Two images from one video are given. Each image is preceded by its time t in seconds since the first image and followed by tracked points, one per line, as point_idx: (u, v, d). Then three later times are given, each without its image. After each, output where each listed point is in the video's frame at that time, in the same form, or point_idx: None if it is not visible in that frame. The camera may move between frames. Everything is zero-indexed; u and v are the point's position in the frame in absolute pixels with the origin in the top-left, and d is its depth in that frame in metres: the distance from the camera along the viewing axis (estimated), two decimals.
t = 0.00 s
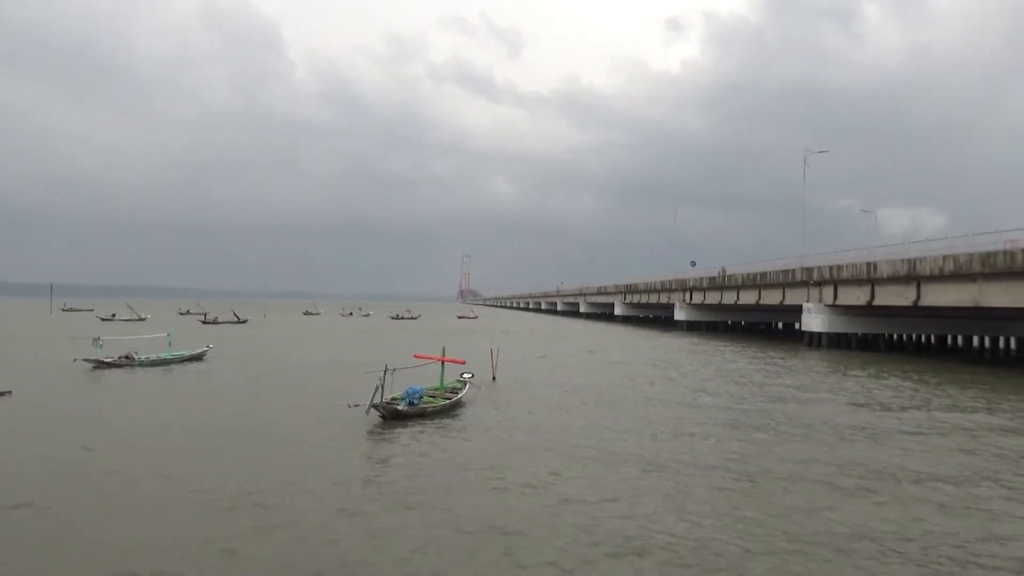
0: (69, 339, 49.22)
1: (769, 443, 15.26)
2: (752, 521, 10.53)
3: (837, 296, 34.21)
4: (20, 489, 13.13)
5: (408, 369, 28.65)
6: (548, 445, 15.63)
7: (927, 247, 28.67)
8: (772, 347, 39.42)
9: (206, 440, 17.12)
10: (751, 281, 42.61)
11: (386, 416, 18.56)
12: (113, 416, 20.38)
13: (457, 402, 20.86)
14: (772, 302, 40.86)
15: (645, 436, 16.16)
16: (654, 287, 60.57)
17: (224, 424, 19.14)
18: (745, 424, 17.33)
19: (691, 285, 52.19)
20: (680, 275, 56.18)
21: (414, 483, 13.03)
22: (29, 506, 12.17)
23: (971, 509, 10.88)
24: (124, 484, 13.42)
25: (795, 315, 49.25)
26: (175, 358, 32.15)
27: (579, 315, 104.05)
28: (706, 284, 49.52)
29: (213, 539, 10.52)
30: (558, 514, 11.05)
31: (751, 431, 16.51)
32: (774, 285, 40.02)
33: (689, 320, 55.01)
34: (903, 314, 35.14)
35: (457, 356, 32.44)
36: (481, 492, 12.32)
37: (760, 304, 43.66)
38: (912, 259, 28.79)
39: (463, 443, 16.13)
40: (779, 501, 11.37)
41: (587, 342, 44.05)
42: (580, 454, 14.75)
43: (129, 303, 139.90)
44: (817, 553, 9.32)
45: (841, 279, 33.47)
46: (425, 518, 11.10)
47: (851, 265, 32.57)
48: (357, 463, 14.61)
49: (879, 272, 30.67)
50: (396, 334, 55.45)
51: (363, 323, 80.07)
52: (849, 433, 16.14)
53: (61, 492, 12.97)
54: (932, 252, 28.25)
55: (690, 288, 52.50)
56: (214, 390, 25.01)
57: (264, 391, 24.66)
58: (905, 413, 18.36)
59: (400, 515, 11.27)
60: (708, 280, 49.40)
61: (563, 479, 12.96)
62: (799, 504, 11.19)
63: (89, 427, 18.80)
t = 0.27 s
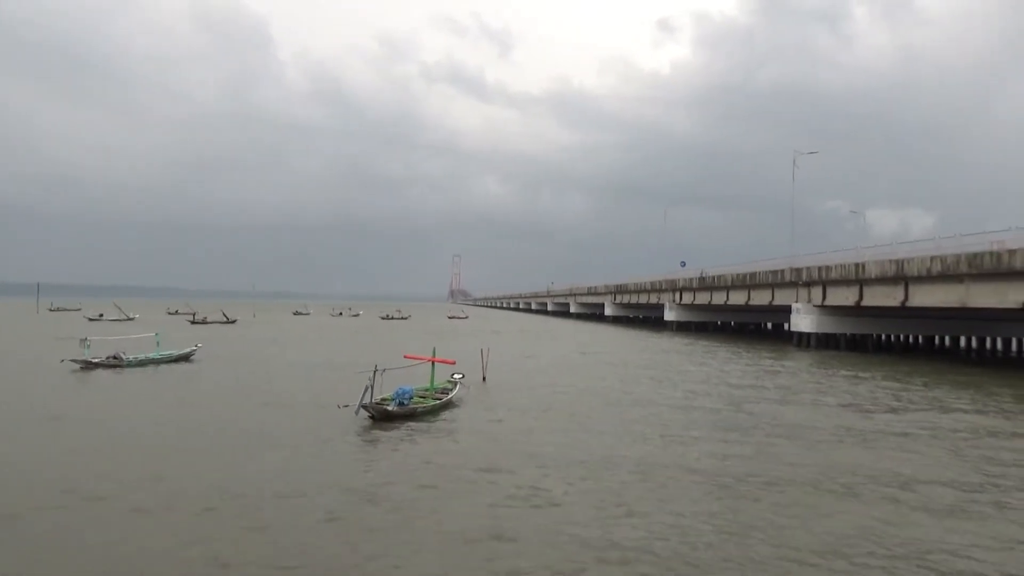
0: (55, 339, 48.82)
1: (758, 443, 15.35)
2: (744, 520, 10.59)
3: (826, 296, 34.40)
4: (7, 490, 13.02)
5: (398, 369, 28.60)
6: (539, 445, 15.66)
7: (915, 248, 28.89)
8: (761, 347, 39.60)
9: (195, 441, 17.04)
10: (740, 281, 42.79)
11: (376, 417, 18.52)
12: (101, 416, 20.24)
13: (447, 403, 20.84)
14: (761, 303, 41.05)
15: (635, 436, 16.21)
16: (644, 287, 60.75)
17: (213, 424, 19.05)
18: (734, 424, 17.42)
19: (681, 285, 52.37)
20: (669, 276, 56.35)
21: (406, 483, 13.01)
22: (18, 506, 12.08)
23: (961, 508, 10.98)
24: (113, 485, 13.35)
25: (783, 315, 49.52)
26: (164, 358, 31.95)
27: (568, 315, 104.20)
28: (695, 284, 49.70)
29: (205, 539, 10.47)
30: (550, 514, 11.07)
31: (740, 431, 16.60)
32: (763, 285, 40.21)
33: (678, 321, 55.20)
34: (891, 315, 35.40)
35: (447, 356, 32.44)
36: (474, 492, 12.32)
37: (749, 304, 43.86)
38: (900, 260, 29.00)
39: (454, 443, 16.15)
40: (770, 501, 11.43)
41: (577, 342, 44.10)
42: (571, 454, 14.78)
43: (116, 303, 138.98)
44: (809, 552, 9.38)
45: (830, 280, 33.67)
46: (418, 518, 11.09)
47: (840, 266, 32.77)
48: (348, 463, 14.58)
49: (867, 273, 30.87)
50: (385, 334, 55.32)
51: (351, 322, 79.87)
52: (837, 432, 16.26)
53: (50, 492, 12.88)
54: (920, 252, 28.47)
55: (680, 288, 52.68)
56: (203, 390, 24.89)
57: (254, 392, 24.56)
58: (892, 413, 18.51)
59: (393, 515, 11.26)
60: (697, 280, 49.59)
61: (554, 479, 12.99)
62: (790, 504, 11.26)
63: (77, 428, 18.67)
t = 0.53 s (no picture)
0: (40, 340, 48.42)
1: (747, 444, 15.42)
2: (733, 520, 10.61)
3: (813, 297, 34.57)
4: None
5: (387, 370, 28.51)
6: (528, 446, 15.64)
7: (901, 249, 29.08)
8: (749, 347, 39.75)
9: (182, 443, 16.94)
10: (728, 282, 42.95)
11: (365, 418, 18.44)
12: (87, 418, 20.09)
13: (437, 404, 20.79)
14: (750, 303, 41.22)
15: (624, 437, 16.23)
16: (632, 288, 60.90)
17: (201, 426, 18.94)
18: (723, 425, 17.47)
19: (669, 286, 52.51)
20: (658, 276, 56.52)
21: (395, 484, 12.97)
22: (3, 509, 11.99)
23: (948, 507, 11.05)
24: (99, 487, 13.25)
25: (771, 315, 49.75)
26: (151, 359, 31.74)
27: (558, 316, 104.31)
28: (684, 285, 49.86)
29: (193, 542, 10.40)
30: (540, 515, 11.06)
31: (729, 431, 16.66)
32: (751, 286, 40.38)
33: (666, 321, 55.37)
34: (878, 315, 35.61)
35: (436, 357, 32.39)
36: (463, 494, 12.29)
37: (737, 304, 44.04)
38: (886, 260, 29.18)
39: (443, 444, 16.11)
40: (759, 501, 11.47)
41: (566, 343, 44.12)
42: (560, 454, 14.80)
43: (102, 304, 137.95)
44: (799, 551, 9.41)
45: (817, 280, 33.85)
46: (407, 519, 11.05)
47: (827, 266, 32.94)
48: (337, 465, 14.52)
49: (854, 273, 31.05)
50: (374, 335, 55.20)
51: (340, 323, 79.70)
52: (825, 432, 16.35)
53: (35, 495, 12.77)
54: (906, 253, 28.66)
55: (668, 289, 52.83)
56: (191, 392, 24.74)
57: (242, 393, 24.42)
58: (879, 413, 18.63)
59: (382, 517, 11.20)
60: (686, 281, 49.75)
61: (542, 480, 12.99)
62: (779, 503, 11.29)
63: (63, 430, 18.54)
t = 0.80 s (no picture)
0: (26, 341, 48.01)
1: (736, 443, 15.50)
2: (724, 520, 10.64)
3: (802, 297, 34.73)
4: None
5: (377, 370, 28.45)
6: (519, 446, 15.64)
7: (888, 249, 29.25)
8: (738, 347, 39.92)
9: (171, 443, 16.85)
10: (717, 282, 43.12)
11: (356, 419, 18.39)
12: (74, 419, 19.94)
13: (427, 404, 20.77)
14: (738, 303, 41.37)
15: (614, 437, 16.25)
16: (622, 288, 61.03)
17: (190, 427, 18.84)
18: (713, 424, 17.53)
19: (658, 286, 52.67)
20: (647, 276, 56.66)
21: (385, 485, 12.94)
22: None
23: (936, 507, 11.11)
24: (87, 488, 13.18)
25: (759, 315, 49.97)
26: (138, 360, 31.54)
27: (547, 316, 104.40)
28: (673, 285, 50.00)
29: (183, 544, 10.33)
30: (531, 515, 11.05)
31: (718, 431, 16.74)
32: (740, 286, 40.55)
33: (656, 321, 55.51)
34: (866, 315, 35.84)
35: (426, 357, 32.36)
36: (454, 494, 12.27)
37: (726, 304, 44.22)
38: (873, 260, 29.38)
39: (434, 444, 16.10)
40: (749, 500, 11.54)
41: (556, 343, 44.16)
42: (551, 454, 14.83)
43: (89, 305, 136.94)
44: (789, 551, 9.44)
45: (805, 280, 34.03)
46: (398, 520, 11.02)
47: (815, 267, 33.13)
48: (327, 466, 14.47)
49: (842, 273, 31.24)
50: (363, 335, 55.07)
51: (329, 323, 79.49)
52: (813, 432, 16.45)
53: (23, 496, 12.68)
54: (893, 253, 28.86)
55: (658, 289, 52.98)
56: (179, 392, 24.60)
57: (231, 393, 24.30)
58: (867, 412, 18.76)
59: (373, 518, 11.17)
60: (675, 281, 49.90)
61: (533, 479, 13.01)
62: (769, 503, 11.32)
63: (51, 431, 18.40)
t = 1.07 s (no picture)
0: (11, 342, 47.65)
1: (725, 442, 15.61)
2: (714, 520, 10.66)
3: (791, 297, 34.87)
4: None
5: (367, 370, 28.40)
6: (510, 447, 15.64)
7: (877, 249, 29.41)
8: (728, 347, 40.08)
9: (159, 445, 16.78)
10: (707, 282, 43.28)
11: (346, 419, 18.36)
12: (61, 420, 19.81)
13: (417, 404, 20.76)
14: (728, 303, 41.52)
15: (604, 437, 16.30)
16: (612, 288, 61.16)
17: (179, 428, 18.76)
18: (703, 425, 17.57)
19: (648, 286, 52.81)
20: (637, 277, 56.81)
21: (376, 486, 12.94)
22: None
23: (925, 506, 11.18)
24: (75, 490, 13.12)
25: (749, 315, 50.18)
26: (126, 361, 31.37)
27: (537, 316, 104.49)
28: (663, 285, 50.14)
29: (171, 546, 10.28)
30: (523, 517, 11.01)
31: (708, 431, 16.83)
32: (729, 286, 40.72)
33: (646, 321, 55.68)
34: (854, 315, 36.06)
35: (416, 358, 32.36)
36: (444, 495, 12.26)
37: (715, 304, 44.38)
38: (861, 261, 29.57)
39: (424, 445, 16.12)
40: (738, 499, 11.62)
41: (547, 343, 44.20)
42: (541, 454, 14.87)
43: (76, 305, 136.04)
44: (778, 550, 9.49)
45: (794, 281, 34.21)
46: (388, 521, 10.99)
47: (804, 267, 33.30)
48: (316, 467, 14.41)
49: (830, 274, 31.42)
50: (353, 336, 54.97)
51: (318, 324, 79.25)
52: (802, 431, 16.57)
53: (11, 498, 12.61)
54: (880, 254, 29.05)
55: (648, 289, 53.12)
56: (168, 393, 24.49)
57: (220, 394, 24.21)
58: (855, 412, 18.90)
59: (363, 519, 11.14)
60: (665, 281, 50.05)
61: (523, 479, 13.05)
62: (758, 504, 11.34)
63: (38, 432, 18.29)
